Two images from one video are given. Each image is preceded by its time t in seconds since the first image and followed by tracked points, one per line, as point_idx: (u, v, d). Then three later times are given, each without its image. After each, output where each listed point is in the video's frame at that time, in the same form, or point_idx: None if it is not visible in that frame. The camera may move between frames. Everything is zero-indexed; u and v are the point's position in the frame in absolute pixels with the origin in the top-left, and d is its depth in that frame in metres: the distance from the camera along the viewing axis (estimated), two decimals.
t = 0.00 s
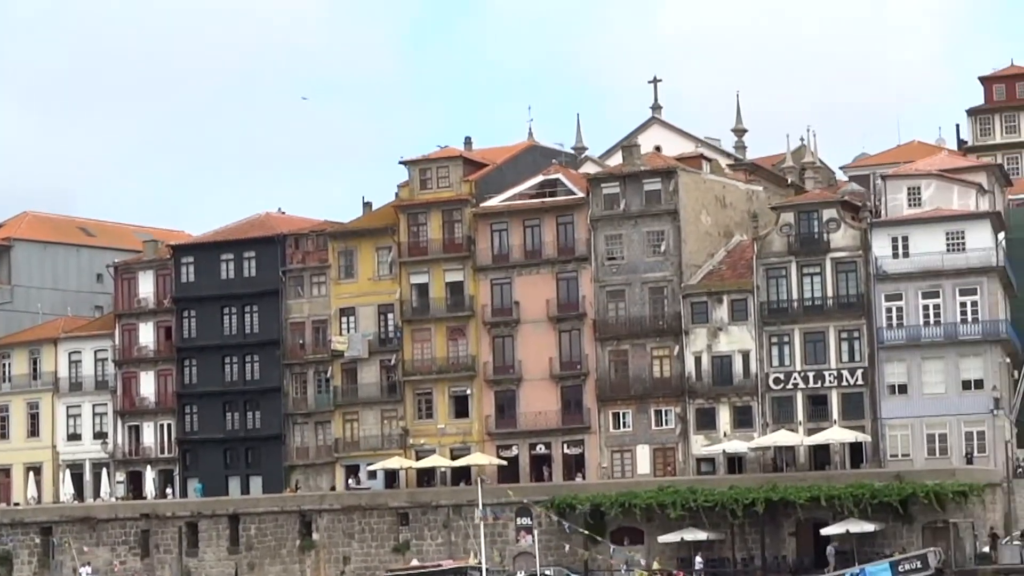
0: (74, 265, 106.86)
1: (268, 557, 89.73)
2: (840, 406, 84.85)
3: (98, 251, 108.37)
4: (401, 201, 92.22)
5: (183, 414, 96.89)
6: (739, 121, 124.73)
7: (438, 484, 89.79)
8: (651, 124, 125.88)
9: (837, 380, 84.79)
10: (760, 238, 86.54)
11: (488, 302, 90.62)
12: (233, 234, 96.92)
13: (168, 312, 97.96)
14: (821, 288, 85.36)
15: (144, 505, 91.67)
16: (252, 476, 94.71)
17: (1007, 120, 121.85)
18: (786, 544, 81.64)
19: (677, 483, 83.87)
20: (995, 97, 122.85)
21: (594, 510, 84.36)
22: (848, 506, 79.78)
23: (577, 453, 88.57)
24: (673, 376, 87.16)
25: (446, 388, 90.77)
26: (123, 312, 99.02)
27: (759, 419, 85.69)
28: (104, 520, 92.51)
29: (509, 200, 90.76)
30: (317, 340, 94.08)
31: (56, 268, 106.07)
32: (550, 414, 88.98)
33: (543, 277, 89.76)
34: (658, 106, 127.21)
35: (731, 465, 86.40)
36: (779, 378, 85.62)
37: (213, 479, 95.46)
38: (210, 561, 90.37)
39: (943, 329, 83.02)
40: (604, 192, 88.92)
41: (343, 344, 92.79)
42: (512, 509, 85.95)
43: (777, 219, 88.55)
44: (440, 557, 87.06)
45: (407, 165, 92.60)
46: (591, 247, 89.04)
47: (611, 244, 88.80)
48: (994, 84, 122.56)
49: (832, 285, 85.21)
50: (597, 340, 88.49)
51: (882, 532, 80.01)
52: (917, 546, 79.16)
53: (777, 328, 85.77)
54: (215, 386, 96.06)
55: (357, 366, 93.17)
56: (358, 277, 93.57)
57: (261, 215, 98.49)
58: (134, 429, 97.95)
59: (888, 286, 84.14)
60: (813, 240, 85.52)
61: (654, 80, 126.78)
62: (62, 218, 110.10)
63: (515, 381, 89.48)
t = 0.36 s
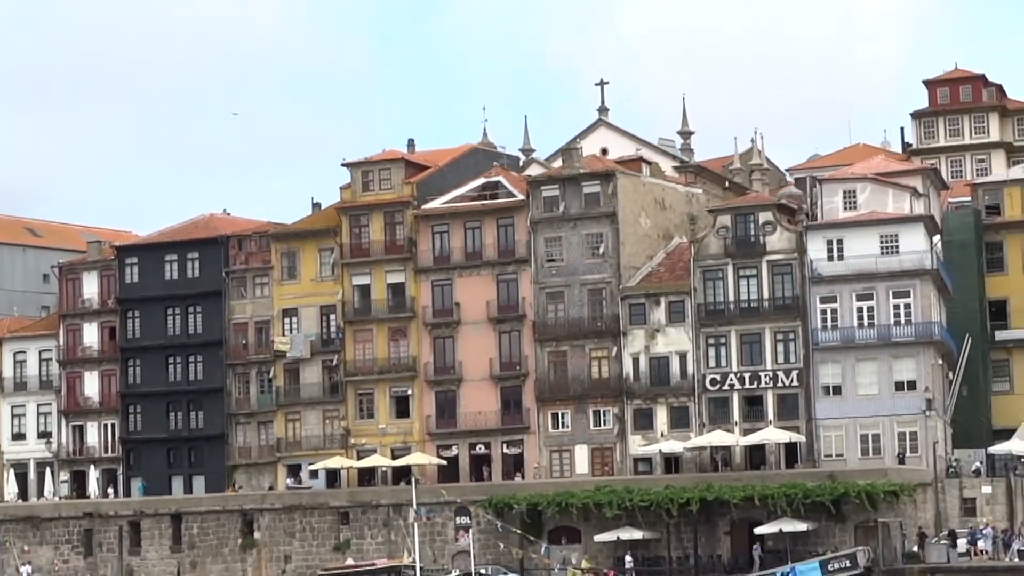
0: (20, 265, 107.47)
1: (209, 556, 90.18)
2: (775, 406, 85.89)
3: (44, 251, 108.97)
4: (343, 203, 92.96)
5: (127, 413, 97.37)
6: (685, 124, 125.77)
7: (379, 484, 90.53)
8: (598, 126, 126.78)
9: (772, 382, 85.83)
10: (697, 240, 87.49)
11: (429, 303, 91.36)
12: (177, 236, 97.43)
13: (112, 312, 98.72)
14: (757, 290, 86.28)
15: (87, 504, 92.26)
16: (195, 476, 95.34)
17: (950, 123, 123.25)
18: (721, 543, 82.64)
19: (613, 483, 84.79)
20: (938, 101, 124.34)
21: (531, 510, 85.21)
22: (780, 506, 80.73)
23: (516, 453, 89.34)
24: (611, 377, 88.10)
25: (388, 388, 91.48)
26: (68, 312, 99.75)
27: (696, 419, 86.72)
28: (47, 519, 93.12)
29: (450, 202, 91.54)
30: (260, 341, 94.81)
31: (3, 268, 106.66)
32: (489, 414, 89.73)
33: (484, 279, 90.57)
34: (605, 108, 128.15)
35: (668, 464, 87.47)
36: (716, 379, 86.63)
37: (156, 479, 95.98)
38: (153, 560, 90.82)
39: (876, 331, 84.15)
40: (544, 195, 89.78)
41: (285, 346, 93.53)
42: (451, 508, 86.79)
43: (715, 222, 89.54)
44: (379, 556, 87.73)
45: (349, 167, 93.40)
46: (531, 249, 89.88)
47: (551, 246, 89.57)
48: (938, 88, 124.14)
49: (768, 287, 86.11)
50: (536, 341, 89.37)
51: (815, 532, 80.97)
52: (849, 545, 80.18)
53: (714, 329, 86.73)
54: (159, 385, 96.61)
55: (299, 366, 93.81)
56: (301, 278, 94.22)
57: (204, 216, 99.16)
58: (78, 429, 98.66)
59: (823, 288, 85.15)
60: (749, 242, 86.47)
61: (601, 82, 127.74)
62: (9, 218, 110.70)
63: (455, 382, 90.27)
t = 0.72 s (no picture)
0: None
1: (153, 557, 90.59)
2: (713, 408, 86.66)
3: None
4: (286, 206, 93.63)
5: (72, 416, 98.24)
6: (632, 127, 126.68)
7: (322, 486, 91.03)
8: (546, 128, 127.49)
9: (710, 384, 86.61)
10: (636, 244, 88.28)
11: (371, 306, 91.95)
12: (122, 239, 98.09)
13: (56, 316, 99.87)
14: (695, 293, 87.16)
15: (32, 507, 92.72)
16: (139, 479, 95.76)
17: (894, 126, 124.52)
18: (659, 544, 83.47)
19: (553, 485, 85.55)
20: (884, 105, 125.56)
21: (471, 512, 85.88)
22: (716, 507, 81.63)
23: (457, 456, 89.95)
24: (551, 380, 88.83)
25: (330, 391, 92.13)
26: (12, 316, 101.06)
27: (634, 421, 87.60)
28: None
29: (392, 206, 92.16)
30: (203, 344, 95.30)
31: None
32: (431, 416, 90.39)
33: (425, 282, 91.23)
34: (553, 110, 128.93)
35: (607, 466, 88.28)
36: (654, 381, 87.31)
37: (101, 481, 96.82)
38: (96, 561, 91.17)
39: (812, 334, 85.03)
40: (485, 199, 90.52)
41: (228, 348, 94.04)
42: (392, 510, 87.41)
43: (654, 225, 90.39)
44: (321, 557, 88.28)
45: (292, 171, 94.12)
46: (472, 252, 90.56)
47: (492, 250, 90.30)
48: (884, 92, 125.56)
49: (705, 290, 87.03)
50: (477, 343, 90.07)
51: (751, 533, 81.80)
52: (785, 546, 81.03)
53: (652, 332, 87.48)
54: (103, 388, 97.33)
55: (242, 369, 94.40)
56: (244, 281, 94.80)
57: (150, 220, 99.92)
58: (22, 432, 99.98)
59: (760, 292, 86.04)
60: (687, 246, 87.44)
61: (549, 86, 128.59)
62: None
63: (397, 384, 90.92)
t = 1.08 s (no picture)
0: None
1: (99, 559, 90.89)
2: (654, 411, 87.46)
3: None
4: (231, 210, 94.27)
5: (18, 418, 99.03)
6: (581, 130, 127.34)
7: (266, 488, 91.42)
8: (496, 132, 127.96)
9: (650, 387, 87.44)
10: (577, 248, 89.11)
11: (316, 309, 92.61)
12: (68, 242, 98.69)
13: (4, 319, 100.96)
14: (635, 296, 87.98)
15: None
16: (85, 481, 96.45)
17: (843, 130, 125.34)
18: (600, 545, 84.15)
19: (494, 486, 86.26)
20: (832, 108, 126.49)
21: (413, 513, 86.46)
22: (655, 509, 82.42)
23: (400, 457, 90.55)
24: (493, 383, 89.48)
25: (275, 394, 92.77)
26: None
27: (575, 424, 88.25)
28: None
29: (336, 209, 92.79)
30: (149, 346, 95.76)
31: None
32: (374, 418, 90.98)
33: (369, 284, 91.83)
34: (502, 114, 129.44)
35: (548, 468, 88.96)
36: (595, 384, 88.09)
37: (47, 483, 97.75)
38: (42, 562, 91.49)
39: (750, 336, 86.06)
40: (428, 203, 91.31)
41: (173, 351, 94.69)
42: (336, 512, 88.07)
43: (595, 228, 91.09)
44: (266, 558, 88.74)
45: (237, 175, 94.72)
46: (415, 256, 91.27)
47: (435, 253, 91.05)
48: (832, 96, 126.45)
49: (646, 293, 87.88)
50: (420, 346, 90.71)
51: (691, 533, 82.57)
52: (723, 546, 81.84)
53: (593, 335, 88.29)
54: (50, 390, 98.02)
55: (188, 371, 94.91)
56: (189, 284, 95.47)
57: (97, 223, 100.55)
58: None
59: (699, 295, 86.98)
60: (628, 249, 88.28)
61: (499, 89, 129.24)
62: None
63: (340, 387, 91.50)
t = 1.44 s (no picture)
0: None
1: (46, 559, 91.31)
2: (597, 412, 88.16)
3: None
4: (178, 212, 94.80)
5: None
6: (533, 132, 127.97)
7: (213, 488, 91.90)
8: (449, 134, 128.62)
9: (593, 387, 88.10)
10: (521, 249, 89.71)
11: (263, 310, 93.15)
12: (18, 244, 99.50)
13: None
14: (579, 297, 88.64)
15: None
16: (33, 481, 97.23)
17: (793, 132, 126.23)
18: (543, 544, 84.86)
19: (439, 487, 87.02)
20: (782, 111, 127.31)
21: (358, 513, 87.06)
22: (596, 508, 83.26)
23: (347, 457, 91.20)
24: (438, 384, 90.13)
25: (222, 395, 93.32)
26: None
27: (519, 424, 88.97)
28: None
29: (283, 211, 93.54)
30: (97, 347, 96.29)
31: None
32: (320, 419, 91.59)
33: (315, 286, 92.39)
34: (455, 116, 130.01)
35: (493, 468, 89.63)
36: (539, 385, 88.79)
37: None
38: None
39: (692, 338, 86.91)
40: (374, 205, 91.92)
41: (121, 352, 95.07)
42: (283, 512, 88.52)
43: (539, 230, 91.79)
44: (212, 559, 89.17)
45: (185, 177, 95.32)
46: (362, 258, 91.87)
47: (381, 255, 91.65)
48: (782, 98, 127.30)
49: (589, 295, 88.52)
50: (366, 347, 91.29)
51: (632, 533, 83.34)
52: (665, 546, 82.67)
53: (537, 336, 89.00)
54: None
55: (135, 372, 95.40)
56: (137, 285, 96.01)
57: (47, 225, 101.26)
58: None
59: (642, 297, 87.69)
60: (571, 252, 88.90)
61: (452, 91, 129.93)
62: None
63: (287, 388, 92.07)
